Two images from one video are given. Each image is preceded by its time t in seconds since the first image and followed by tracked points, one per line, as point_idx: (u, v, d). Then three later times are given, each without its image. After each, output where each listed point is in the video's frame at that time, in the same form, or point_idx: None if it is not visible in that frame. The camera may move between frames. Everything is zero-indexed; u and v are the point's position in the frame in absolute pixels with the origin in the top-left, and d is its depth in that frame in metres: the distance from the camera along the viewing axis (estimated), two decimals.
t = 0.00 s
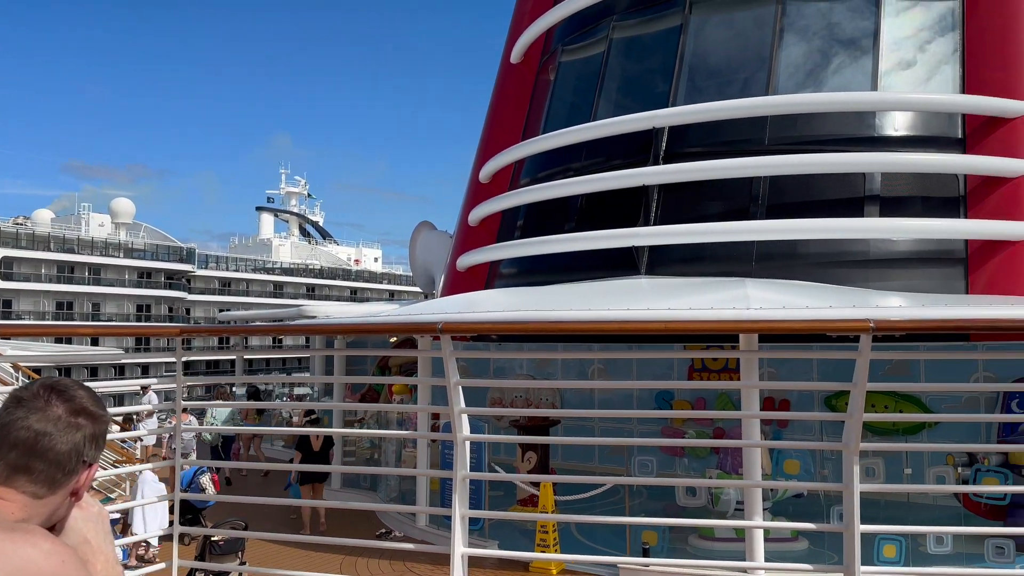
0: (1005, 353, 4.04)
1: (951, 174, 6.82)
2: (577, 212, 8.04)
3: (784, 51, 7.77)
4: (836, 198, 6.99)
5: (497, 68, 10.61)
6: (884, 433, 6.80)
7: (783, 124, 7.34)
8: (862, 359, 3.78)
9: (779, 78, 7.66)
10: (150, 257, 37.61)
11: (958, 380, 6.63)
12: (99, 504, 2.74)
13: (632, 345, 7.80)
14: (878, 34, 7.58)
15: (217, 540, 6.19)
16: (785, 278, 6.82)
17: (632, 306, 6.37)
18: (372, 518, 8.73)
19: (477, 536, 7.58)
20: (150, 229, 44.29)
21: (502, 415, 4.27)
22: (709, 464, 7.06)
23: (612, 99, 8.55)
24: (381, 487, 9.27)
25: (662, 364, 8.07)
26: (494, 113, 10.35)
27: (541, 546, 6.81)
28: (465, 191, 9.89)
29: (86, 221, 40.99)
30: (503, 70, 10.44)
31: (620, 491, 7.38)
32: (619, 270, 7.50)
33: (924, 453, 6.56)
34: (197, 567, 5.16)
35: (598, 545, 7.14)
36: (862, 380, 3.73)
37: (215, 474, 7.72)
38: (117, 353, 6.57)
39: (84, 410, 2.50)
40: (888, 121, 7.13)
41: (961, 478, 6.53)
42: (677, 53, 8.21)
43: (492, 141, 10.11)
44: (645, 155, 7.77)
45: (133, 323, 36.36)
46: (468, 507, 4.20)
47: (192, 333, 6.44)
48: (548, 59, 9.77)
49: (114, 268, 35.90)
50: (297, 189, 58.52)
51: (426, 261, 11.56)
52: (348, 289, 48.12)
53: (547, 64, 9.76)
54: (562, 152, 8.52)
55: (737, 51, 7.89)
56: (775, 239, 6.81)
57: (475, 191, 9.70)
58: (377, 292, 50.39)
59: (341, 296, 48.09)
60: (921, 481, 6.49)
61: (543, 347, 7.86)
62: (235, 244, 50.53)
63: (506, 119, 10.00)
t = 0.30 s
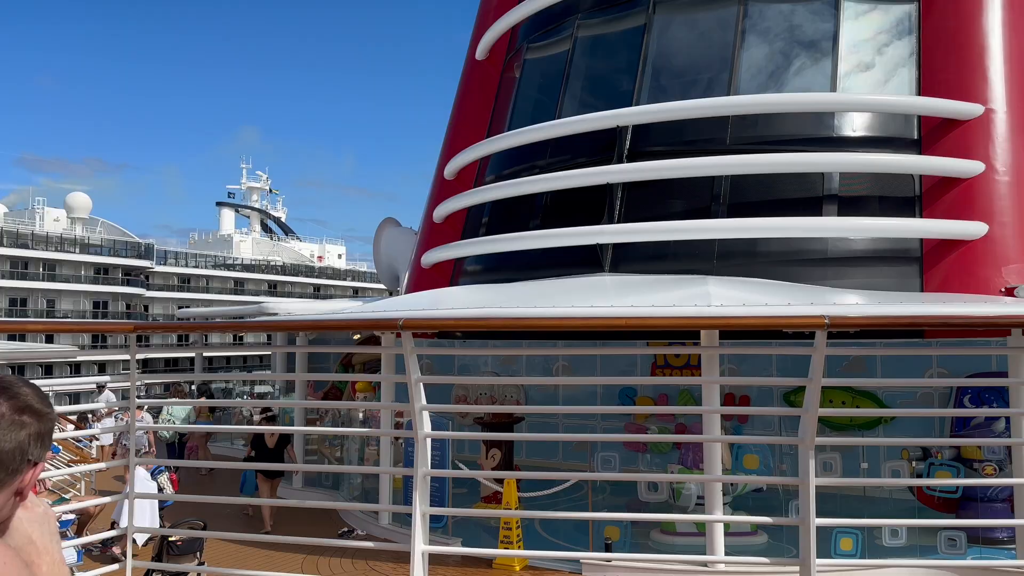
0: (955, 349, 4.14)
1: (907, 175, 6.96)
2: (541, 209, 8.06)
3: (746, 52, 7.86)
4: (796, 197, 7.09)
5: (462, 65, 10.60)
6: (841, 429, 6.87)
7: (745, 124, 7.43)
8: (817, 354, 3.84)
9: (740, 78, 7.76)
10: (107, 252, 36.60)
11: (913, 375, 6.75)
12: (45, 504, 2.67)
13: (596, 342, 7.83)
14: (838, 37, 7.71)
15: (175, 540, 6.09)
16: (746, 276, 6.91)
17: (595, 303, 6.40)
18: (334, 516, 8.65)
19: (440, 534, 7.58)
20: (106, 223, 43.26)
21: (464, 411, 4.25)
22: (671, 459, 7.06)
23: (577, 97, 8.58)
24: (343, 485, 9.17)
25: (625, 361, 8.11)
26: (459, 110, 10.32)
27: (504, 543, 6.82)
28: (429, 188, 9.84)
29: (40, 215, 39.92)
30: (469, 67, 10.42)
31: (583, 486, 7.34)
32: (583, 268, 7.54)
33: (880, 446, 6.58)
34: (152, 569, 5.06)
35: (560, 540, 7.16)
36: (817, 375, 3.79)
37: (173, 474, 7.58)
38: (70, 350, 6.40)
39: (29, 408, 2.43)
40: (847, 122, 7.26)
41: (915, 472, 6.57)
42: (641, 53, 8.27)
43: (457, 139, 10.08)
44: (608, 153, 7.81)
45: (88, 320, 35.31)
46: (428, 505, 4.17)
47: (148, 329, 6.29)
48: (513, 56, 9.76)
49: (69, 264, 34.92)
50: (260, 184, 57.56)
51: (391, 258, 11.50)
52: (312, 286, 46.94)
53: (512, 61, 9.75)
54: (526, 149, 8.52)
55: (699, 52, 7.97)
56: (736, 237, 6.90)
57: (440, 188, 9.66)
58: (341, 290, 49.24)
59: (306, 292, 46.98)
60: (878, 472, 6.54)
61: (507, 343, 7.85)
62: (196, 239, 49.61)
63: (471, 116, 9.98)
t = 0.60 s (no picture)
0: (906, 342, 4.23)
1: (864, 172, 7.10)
2: (505, 204, 8.05)
3: (708, 50, 7.94)
4: (755, 193, 7.19)
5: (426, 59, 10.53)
6: (798, 421, 6.90)
7: (707, 120, 7.50)
8: (772, 347, 3.90)
9: (702, 76, 7.83)
10: (60, 245, 34.49)
11: (869, 368, 6.88)
12: None
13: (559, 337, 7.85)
14: (798, 36, 7.82)
15: (129, 537, 5.97)
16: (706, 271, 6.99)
17: (557, 298, 6.42)
18: (294, 512, 8.57)
19: (402, 529, 7.55)
20: (59, 215, 42.01)
21: (423, 405, 4.22)
22: (632, 452, 7.12)
23: (540, 92, 8.58)
24: (303, 481, 9.06)
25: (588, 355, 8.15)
26: (422, 104, 10.25)
27: (466, 537, 6.85)
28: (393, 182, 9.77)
29: None
30: (433, 61, 10.36)
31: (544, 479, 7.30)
32: (546, 262, 7.55)
33: (836, 438, 6.67)
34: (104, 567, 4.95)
35: (521, 534, 7.18)
36: (771, 367, 3.85)
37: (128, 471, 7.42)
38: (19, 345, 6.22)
39: None
40: (806, 120, 7.37)
41: (870, 463, 6.65)
42: (604, 48, 8.30)
43: (420, 132, 10.02)
44: (572, 148, 7.83)
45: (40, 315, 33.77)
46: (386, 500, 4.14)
47: (100, 323, 6.14)
48: (477, 50, 9.73)
49: (21, 258, 33.18)
50: (220, 177, 56.52)
51: (353, 252, 11.41)
52: (273, 281, 46.34)
53: (476, 55, 9.72)
54: (490, 143, 8.50)
55: (662, 49, 8.02)
56: (697, 232, 6.97)
57: (403, 182, 9.59)
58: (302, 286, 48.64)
59: (267, 287, 46.38)
60: (834, 464, 6.64)
61: (470, 338, 7.84)
62: (154, 233, 48.56)
63: (435, 110, 9.93)
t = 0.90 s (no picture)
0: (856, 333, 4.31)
1: (820, 167, 7.21)
2: (467, 196, 8.02)
3: (670, 45, 7.98)
4: (715, 187, 7.27)
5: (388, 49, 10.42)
6: (755, 411, 7.02)
7: (667, 114, 7.56)
8: (725, 337, 3.94)
9: (663, 70, 7.88)
10: (12, 234, 33.35)
11: (824, 359, 7.01)
12: None
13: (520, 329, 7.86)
14: (757, 32, 7.91)
15: (80, 533, 5.83)
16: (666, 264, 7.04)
17: (518, 290, 6.42)
18: (252, 506, 8.46)
19: (362, 522, 7.48)
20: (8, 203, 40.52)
21: (379, 395, 4.18)
22: (592, 443, 7.16)
23: (503, 84, 8.56)
24: (261, 474, 8.94)
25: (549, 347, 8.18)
26: (384, 94, 10.16)
27: (426, 529, 6.86)
28: (354, 172, 9.67)
29: None
30: (395, 51, 10.25)
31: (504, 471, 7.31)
32: (507, 255, 7.55)
33: (790, 427, 6.81)
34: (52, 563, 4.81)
35: (482, 525, 7.17)
36: (725, 357, 3.89)
37: (78, 465, 7.22)
38: None
39: None
40: (764, 115, 7.47)
41: (823, 452, 6.78)
42: (566, 41, 8.31)
43: (382, 122, 9.93)
44: (534, 140, 7.83)
45: None
46: (341, 491, 4.11)
47: (47, 313, 5.95)
48: (440, 40, 9.67)
49: None
50: (177, 166, 55.33)
51: (313, 243, 11.30)
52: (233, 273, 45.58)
53: (438, 45, 9.66)
54: (452, 134, 8.47)
55: (624, 43, 8.07)
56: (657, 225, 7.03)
57: (364, 173, 9.50)
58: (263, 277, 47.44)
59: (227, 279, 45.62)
60: (789, 453, 6.78)
61: (431, 330, 7.81)
62: (109, 223, 47.38)
63: (397, 101, 9.83)
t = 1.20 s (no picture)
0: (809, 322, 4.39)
1: (778, 160, 7.31)
2: (428, 185, 7.97)
3: (632, 38, 8.01)
4: (675, 179, 7.32)
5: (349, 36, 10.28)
6: (713, 400, 7.12)
7: (628, 106, 7.59)
8: (680, 327, 3.98)
9: (625, 61, 7.91)
10: None
11: (780, 349, 7.12)
12: None
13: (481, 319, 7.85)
14: (718, 26, 7.96)
15: (30, 528, 5.68)
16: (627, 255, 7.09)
17: (479, 281, 6.40)
18: (209, 498, 8.35)
19: (321, 513, 7.45)
20: None
21: (334, 384, 4.13)
22: (553, 433, 7.19)
23: (465, 73, 8.52)
24: (218, 466, 8.81)
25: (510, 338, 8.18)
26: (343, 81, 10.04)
27: (386, 520, 6.85)
28: (313, 160, 9.55)
29: None
30: (355, 37, 10.08)
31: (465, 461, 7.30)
32: (469, 245, 7.53)
33: (746, 416, 6.92)
34: None
35: (442, 516, 7.17)
36: (680, 346, 3.94)
37: (27, 459, 7.02)
38: None
39: None
40: (723, 108, 7.54)
41: (778, 440, 6.89)
42: (529, 31, 8.30)
43: (342, 110, 9.81)
44: (496, 130, 7.81)
45: None
46: (295, 482, 4.06)
47: None
48: (401, 27, 9.58)
49: None
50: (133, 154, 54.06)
51: (271, 233, 11.16)
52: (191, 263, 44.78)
53: (400, 32, 9.58)
54: (413, 123, 8.40)
55: (586, 34, 8.08)
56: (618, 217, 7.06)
57: (323, 161, 9.38)
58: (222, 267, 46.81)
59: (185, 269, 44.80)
60: (744, 441, 6.92)
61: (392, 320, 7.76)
62: (61, 209, 46.12)
63: (357, 87, 9.67)
